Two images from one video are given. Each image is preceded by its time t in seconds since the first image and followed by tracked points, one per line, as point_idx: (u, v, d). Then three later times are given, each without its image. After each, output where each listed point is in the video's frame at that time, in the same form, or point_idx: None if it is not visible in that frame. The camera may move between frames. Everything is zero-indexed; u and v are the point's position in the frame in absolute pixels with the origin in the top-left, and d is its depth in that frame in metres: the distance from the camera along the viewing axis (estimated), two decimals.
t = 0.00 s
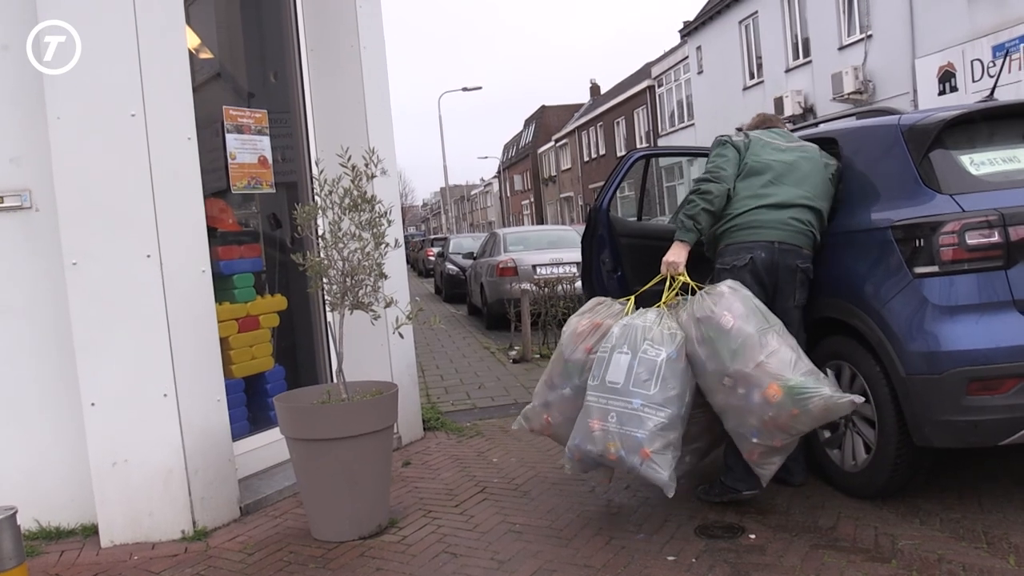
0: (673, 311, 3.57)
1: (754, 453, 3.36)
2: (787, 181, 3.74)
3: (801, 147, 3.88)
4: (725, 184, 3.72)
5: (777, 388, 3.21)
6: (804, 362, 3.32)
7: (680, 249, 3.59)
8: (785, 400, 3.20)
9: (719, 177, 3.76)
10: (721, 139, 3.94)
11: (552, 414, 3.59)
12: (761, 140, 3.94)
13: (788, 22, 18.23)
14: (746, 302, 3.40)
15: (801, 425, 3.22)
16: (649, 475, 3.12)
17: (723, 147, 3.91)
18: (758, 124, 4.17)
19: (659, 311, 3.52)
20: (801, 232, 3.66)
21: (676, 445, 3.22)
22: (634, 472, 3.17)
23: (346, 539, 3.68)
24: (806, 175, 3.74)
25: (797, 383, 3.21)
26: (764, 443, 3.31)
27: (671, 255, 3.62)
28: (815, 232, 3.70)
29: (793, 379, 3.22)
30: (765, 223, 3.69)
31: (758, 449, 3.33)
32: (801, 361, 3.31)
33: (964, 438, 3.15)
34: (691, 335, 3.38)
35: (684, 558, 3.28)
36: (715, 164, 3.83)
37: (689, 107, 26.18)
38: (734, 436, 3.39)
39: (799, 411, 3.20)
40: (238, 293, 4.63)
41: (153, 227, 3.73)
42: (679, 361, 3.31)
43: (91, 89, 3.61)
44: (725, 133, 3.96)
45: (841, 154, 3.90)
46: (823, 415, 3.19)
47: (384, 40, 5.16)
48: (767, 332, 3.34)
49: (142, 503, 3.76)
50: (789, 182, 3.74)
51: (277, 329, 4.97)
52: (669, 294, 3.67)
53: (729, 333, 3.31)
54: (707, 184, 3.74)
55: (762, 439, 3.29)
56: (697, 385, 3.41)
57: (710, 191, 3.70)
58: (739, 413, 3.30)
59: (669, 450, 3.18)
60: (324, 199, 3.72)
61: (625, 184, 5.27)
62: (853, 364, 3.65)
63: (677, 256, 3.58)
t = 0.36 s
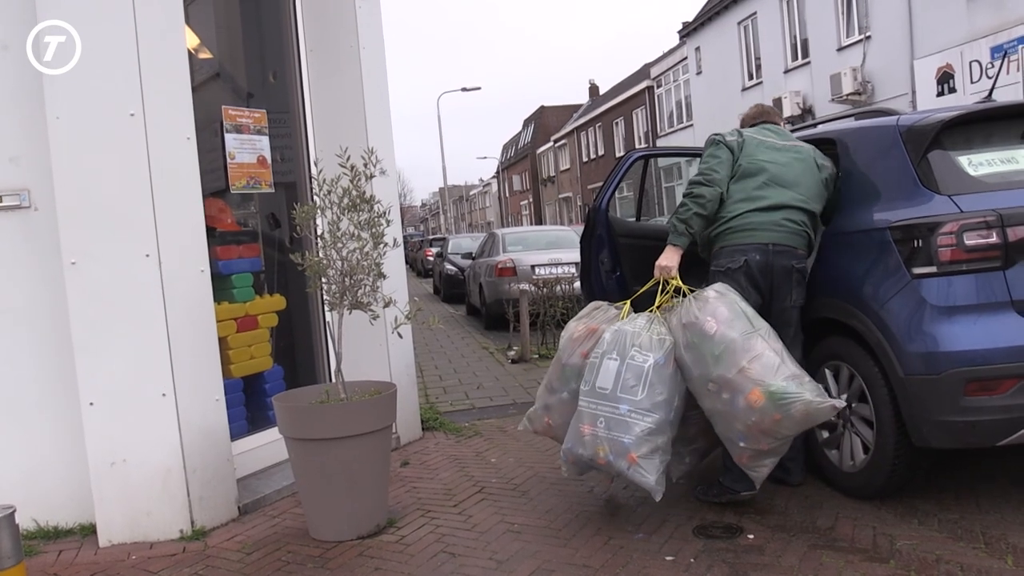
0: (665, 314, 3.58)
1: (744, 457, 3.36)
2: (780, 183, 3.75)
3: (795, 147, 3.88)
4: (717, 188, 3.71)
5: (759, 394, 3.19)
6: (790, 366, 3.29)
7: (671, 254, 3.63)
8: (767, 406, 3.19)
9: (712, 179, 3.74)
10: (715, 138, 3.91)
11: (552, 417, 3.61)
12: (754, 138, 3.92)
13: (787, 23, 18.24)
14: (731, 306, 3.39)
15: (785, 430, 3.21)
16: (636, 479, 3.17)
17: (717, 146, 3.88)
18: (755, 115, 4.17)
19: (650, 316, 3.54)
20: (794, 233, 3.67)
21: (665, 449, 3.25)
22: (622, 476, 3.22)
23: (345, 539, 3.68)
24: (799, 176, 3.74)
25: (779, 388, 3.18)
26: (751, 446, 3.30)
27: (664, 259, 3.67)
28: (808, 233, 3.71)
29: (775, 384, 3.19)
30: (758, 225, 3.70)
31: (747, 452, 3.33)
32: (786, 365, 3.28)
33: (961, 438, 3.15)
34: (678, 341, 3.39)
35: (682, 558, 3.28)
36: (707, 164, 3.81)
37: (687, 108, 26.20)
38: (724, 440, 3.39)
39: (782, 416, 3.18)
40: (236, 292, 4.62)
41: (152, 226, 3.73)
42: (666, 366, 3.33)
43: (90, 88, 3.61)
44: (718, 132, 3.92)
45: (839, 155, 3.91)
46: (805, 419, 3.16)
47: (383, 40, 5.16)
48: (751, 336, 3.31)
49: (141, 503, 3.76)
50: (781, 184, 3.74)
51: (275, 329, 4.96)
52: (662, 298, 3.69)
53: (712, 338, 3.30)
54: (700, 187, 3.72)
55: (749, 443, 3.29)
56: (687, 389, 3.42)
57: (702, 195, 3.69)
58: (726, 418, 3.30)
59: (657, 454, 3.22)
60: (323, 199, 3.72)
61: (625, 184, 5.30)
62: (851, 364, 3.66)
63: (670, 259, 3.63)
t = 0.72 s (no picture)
0: (666, 308, 3.59)
1: (743, 451, 3.35)
2: (782, 177, 3.76)
3: (795, 144, 3.89)
4: (720, 182, 3.71)
5: (758, 388, 3.19)
6: (789, 360, 3.28)
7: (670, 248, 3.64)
8: (765, 401, 3.18)
9: (715, 173, 3.73)
10: (716, 132, 3.91)
11: (551, 409, 3.63)
12: (756, 133, 3.92)
13: (785, 18, 18.21)
14: (732, 301, 3.39)
15: (783, 425, 3.20)
16: (636, 472, 3.18)
17: (719, 140, 3.88)
18: (755, 107, 4.17)
19: (651, 309, 3.55)
20: (795, 228, 3.68)
21: (665, 442, 3.27)
22: (622, 469, 3.23)
23: (343, 532, 3.69)
24: (800, 172, 3.76)
25: (778, 383, 3.18)
26: (749, 440, 3.30)
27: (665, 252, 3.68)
28: (808, 227, 3.72)
29: (774, 378, 3.19)
30: (760, 218, 3.70)
31: (745, 446, 3.32)
32: (785, 360, 3.27)
33: (958, 432, 3.16)
34: (679, 335, 3.40)
35: (680, 551, 3.29)
36: (710, 158, 3.80)
37: (686, 102, 26.17)
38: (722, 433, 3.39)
39: (780, 411, 3.17)
40: (235, 287, 4.62)
41: (149, 221, 3.72)
42: (667, 360, 3.34)
43: (87, 83, 3.60)
44: (720, 125, 3.92)
45: (837, 150, 3.91)
46: (804, 414, 3.16)
47: (380, 33, 5.14)
48: (751, 331, 3.31)
49: (139, 497, 3.76)
50: (783, 178, 3.75)
51: (274, 323, 4.96)
52: (662, 293, 3.70)
53: (711, 333, 3.31)
54: (703, 181, 3.72)
55: (748, 437, 3.29)
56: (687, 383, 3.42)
57: (705, 189, 3.69)
58: (724, 412, 3.30)
59: (657, 448, 3.23)
60: (320, 193, 3.71)
61: (622, 179, 5.28)
62: (848, 358, 3.66)
63: (671, 253, 3.64)
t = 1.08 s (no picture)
0: (664, 302, 3.59)
1: (743, 442, 3.36)
2: (780, 173, 3.75)
3: (795, 140, 3.88)
4: (718, 177, 3.71)
5: (762, 378, 3.20)
6: (791, 351, 3.30)
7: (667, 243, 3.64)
8: (770, 390, 3.19)
9: (713, 168, 3.73)
10: (716, 126, 3.90)
11: (547, 406, 3.62)
12: (757, 128, 3.91)
13: (782, 13, 18.20)
14: (733, 292, 3.40)
15: (787, 415, 3.22)
16: (639, 464, 3.16)
17: (719, 135, 3.87)
18: (761, 101, 4.14)
19: (650, 303, 3.54)
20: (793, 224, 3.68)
21: (666, 434, 3.26)
22: (624, 461, 3.21)
23: (341, 529, 3.69)
24: (798, 169, 3.75)
25: (782, 372, 3.20)
26: (751, 431, 3.31)
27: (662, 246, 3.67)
28: (806, 223, 3.72)
29: (779, 368, 3.20)
30: (758, 214, 3.71)
31: (746, 438, 3.33)
32: (787, 350, 3.29)
33: (955, 427, 3.17)
34: (680, 326, 3.40)
35: (677, 546, 3.29)
36: (710, 152, 3.80)
37: (683, 99, 26.17)
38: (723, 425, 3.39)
39: (785, 400, 3.18)
40: (231, 284, 4.61)
41: (146, 218, 3.71)
42: (668, 352, 3.34)
43: (83, 81, 3.59)
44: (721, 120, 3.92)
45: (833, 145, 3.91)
46: (808, 404, 3.17)
47: (377, 30, 5.13)
48: (754, 322, 3.32)
49: (137, 494, 3.76)
50: (782, 174, 3.75)
51: (271, 320, 4.95)
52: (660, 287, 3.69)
53: (715, 323, 3.31)
54: (702, 175, 3.72)
55: (750, 428, 3.29)
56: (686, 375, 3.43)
57: (703, 183, 3.69)
58: (726, 403, 3.31)
59: (659, 439, 3.22)
60: (317, 190, 3.71)
61: (619, 174, 5.27)
62: (844, 353, 3.67)
63: (668, 247, 3.63)
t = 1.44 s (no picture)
0: (666, 306, 3.55)
1: (750, 451, 3.40)
2: (782, 172, 3.73)
3: (792, 132, 3.83)
4: (723, 178, 3.65)
5: (772, 393, 3.19)
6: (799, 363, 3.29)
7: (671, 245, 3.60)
8: (779, 405, 3.19)
9: (718, 169, 3.66)
10: (716, 122, 3.79)
11: (540, 406, 3.62)
12: (756, 123, 3.83)
13: (776, 10, 18.21)
14: (741, 302, 3.36)
15: (796, 428, 3.22)
16: (647, 479, 3.19)
17: (719, 131, 3.77)
18: (750, 86, 4.03)
19: (655, 308, 3.49)
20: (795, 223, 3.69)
21: (672, 446, 3.28)
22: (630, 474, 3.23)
23: (334, 527, 3.68)
24: (798, 167, 3.73)
25: (793, 388, 3.18)
26: (759, 443, 3.33)
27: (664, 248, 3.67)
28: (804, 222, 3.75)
29: (789, 383, 3.19)
30: (763, 214, 3.67)
31: (754, 447, 3.36)
32: (796, 363, 3.28)
33: (947, 423, 3.18)
34: (686, 336, 3.38)
35: (670, 544, 3.30)
36: (712, 152, 3.70)
37: (677, 96, 26.18)
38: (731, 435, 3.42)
39: (794, 415, 3.19)
40: (224, 282, 4.59)
41: (137, 217, 3.70)
42: (677, 363, 3.32)
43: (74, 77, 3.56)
44: (720, 115, 3.80)
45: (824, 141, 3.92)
46: (816, 418, 3.18)
47: (369, 26, 5.11)
48: (762, 333, 3.29)
49: (129, 493, 3.74)
50: (783, 172, 3.73)
51: (264, 318, 4.94)
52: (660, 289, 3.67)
53: (723, 337, 3.29)
54: (707, 178, 3.64)
55: (758, 439, 3.32)
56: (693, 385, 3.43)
57: (709, 186, 3.62)
58: (735, 416, 3.32)
59: (665, 453, 3.24)
60: (309, 187, 3.69)
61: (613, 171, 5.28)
62: (837, 350, 3.68)
63: (670, 249, 3.62)
